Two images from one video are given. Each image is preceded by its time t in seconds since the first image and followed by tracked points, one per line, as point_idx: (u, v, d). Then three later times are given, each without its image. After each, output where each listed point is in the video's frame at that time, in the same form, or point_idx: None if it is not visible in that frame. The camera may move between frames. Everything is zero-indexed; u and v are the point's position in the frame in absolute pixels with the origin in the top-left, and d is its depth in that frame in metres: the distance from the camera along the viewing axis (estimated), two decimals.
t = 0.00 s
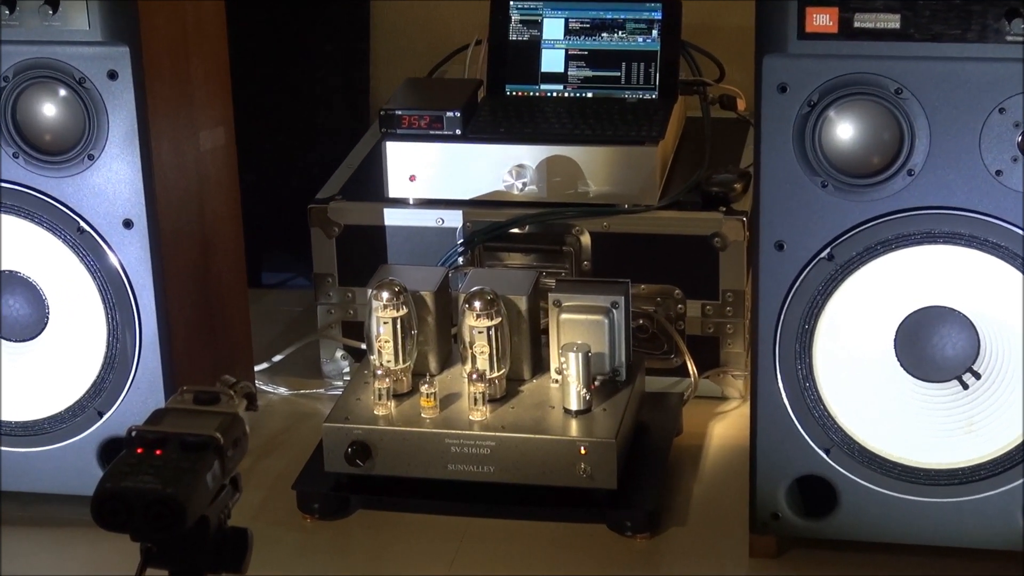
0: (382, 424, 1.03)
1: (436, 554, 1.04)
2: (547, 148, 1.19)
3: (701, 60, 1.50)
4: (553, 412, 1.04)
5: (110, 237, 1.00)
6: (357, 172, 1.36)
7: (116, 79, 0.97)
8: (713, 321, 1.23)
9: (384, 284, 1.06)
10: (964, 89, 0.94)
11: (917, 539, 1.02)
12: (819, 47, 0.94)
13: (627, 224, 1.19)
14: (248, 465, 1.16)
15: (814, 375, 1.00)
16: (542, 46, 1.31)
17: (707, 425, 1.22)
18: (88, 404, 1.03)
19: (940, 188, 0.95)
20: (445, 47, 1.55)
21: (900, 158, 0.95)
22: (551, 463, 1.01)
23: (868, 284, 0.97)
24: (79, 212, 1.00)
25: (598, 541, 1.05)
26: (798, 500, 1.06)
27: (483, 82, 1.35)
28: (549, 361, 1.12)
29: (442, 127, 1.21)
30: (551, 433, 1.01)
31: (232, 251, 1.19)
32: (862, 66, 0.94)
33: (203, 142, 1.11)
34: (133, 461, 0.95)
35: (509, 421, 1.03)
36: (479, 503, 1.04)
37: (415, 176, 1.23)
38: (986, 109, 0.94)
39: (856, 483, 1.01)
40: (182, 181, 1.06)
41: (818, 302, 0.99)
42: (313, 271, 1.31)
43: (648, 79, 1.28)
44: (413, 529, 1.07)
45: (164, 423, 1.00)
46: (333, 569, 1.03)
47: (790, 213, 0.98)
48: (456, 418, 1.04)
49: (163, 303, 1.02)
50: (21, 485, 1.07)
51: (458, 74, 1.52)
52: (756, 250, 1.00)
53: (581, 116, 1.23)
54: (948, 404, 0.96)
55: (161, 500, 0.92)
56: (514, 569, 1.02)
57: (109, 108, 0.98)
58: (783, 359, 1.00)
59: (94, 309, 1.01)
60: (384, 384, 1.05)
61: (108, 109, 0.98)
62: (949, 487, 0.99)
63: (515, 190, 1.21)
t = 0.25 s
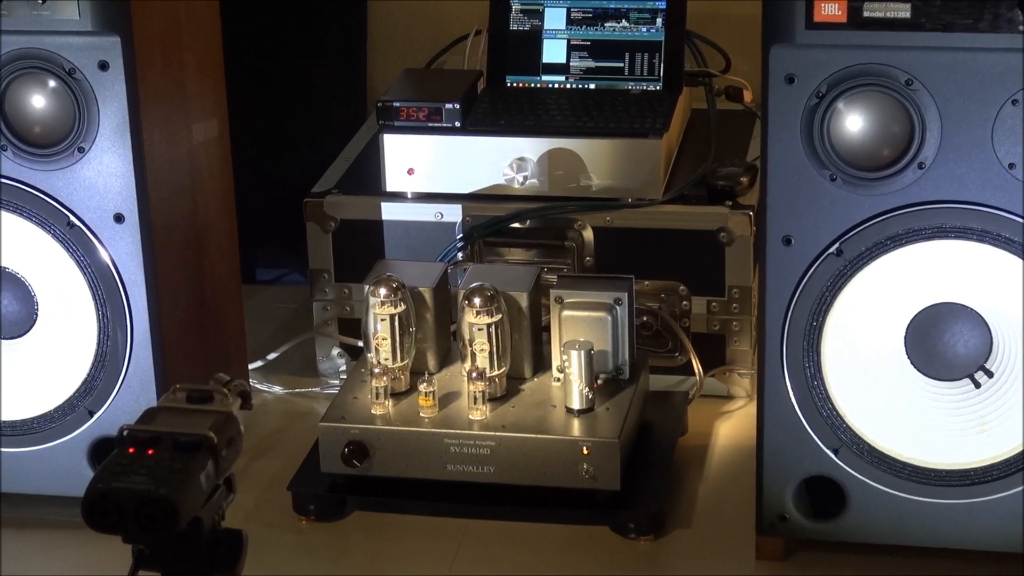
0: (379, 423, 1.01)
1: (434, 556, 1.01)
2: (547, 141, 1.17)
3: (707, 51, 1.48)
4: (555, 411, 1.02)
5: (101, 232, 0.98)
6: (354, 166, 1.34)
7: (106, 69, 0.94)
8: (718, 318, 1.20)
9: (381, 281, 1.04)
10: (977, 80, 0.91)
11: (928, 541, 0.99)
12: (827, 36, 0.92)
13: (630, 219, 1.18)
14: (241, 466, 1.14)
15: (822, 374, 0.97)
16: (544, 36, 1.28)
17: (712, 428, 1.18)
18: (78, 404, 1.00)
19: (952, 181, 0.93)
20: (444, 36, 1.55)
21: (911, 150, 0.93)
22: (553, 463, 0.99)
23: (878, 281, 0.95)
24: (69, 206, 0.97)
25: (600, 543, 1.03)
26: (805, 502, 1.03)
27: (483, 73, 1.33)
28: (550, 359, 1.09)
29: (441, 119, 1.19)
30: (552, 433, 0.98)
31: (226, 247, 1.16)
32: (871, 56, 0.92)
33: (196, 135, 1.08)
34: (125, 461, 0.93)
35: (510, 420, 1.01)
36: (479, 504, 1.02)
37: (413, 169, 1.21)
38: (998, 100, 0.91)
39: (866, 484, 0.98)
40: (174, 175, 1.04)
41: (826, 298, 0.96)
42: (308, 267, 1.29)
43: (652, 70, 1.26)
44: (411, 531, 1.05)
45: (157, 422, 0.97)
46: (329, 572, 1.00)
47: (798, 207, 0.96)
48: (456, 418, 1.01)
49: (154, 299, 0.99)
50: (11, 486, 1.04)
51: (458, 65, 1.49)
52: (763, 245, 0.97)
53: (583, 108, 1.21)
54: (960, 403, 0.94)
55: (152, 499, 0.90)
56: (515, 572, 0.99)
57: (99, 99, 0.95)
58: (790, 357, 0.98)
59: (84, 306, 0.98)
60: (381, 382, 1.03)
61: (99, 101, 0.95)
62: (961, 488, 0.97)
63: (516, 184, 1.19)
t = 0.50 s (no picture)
0: (378, 421, 0.99)
1: (433, 557, 0.99)
2: (548, 132, 1.15)
3: (716, 41, 1.46)
4: (557, 408, 0.99)
5: (92, 225, 0.95)
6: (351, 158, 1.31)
7: (98, 59, 0.92)
8: (725, 314, 1.18)
9: (379, 275, 1.01)
10: (990, 70, 0.88)
11: (939, 543, 0.97)
12: (837, 25, 0.89)
13: (634, 212, 1.15)
14: (236, 465, 1.11)
15: (831, 371, 0.95)
16: (546, 26, 1.26)
17: (718, 427, 1.16)
18: (68, 401, 0.98)
19: (964, 174, 0.90)
20: (444, 27, 1.53)
21: (922, 142, 0.90)
22: (555, 462, 0.96)
23: (888, 276, 0.92)
24: (59, 198, 0.95)
25: (603, 544, 1.00)
26: (813, 502, 1.01)
27: (484, 63, 1.31)
28: (552, 355, 1.07)
29: (440, 110, 1.17)
30: (554, 432, 0.96)
31: (221, 241, 1.13)
32: (882, 46, 0.89)
33: (189, 125, 1.06)
34: (117, 459, 0.91)
35: (511, 419, 0.98)
36: (480, 504, 0.99)
37: (412, 161, 1.18)
38: (1013, 91, 0.88)
39: (876, 484, 0.96)
40: (167, 168, 1.01)
41: (835, 294, 0.94)
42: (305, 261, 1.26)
43: (657, 60, 1.23)
44: (410, 532, 1.02)
45: (148, 419, 0.95)
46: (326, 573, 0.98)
47: (807, 200, 0.93)
48: (456, 415, 0.99)
49: (147, 294, 0.97)
50: None
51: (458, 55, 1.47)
52: (770, 239, 0.95)
53: (587, 98, 1.19)
54: (973, 402, 0.92)
55: (145, 498, 0.87)
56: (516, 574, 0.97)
57: (90, 90, 0.93)
58: (798, 355, 0.95)
59: (75, 301, 0.96)
60: (379, 379, 1.00)
61: (90, 91, 0.93)
62: (973, 489, 0.94)
63: (517, 176, 1.17)
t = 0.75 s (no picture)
0: (375, 420, 0.96)
1: (432, 558, 0.97)
2: (552, 123, 1.12)
3: (722, 31, 1.43)
4: (560, 406, 0.97)
5: (83, 218, 0.93)
6: (348, 149, 1.29)
7: (89, 48, 0.89)
8: (732, 310, 1.17)
9: (376, 270, 0.99)
10: (1004, 59, 0.86)
11: (951, 543, 0.94)
12: (846, 13, 0.87)
13: (638, 205, 1.14)
14: (230, 464, 1.09)
15: (841, 368, 0.92)
16: (548, 15, 1.24)
17: (723, 425, 1.14)
18: (58, 398, 0.96)
19: (977, 166, 0.88)
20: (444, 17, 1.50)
21: (934, 133, 0.88)
22: (557, 461, 0.94)
23: (899, 270, 0.90)
24: (49, 190, 0.93)
25: (607, 545, 0.98)
26: (822, 501, 0.98)
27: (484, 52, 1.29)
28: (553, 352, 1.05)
29: (439, 100, 1.15)
30: (557, 430, 0.94)
31: (216, 236, 1.11)
32: (892, 34, 0.86)
33: (183, 116, 1.04)
34: (108, 457, 0.88)
35: (512, 417, 0.96)
36: (480, 504, 0.97)
37: (411, 153, 1.16)
38: None
39: (886, 484, 0.94)
40: (159, 160, 0.99)
41: (845, 289, 0.91)
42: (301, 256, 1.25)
43: (662, 50, 1.21)
44: (409, 532, 1.00)
45: (140, 416, 0.93)
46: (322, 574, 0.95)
47: (816, 192, 0.91)
48: (455, 413, 0.97)
49: (139, 289, 0.94)
50: None
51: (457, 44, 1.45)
52: (778, 232, 0.92)
53: (590, 88, 1.17)
54: (986, 400, 0.89)
55: (136, 498, 0.85)
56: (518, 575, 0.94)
57: (81, 79, 0.90)
58: (806, 351, 0.93)
59: (66, 296, 0.93)
60: (377, 376, 0.98)
61: (81, 81, 0.90)
62: (986, 489, 0.92)
63: (518, 168, 1.15)
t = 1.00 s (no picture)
0: (373, 417, 0.94)
1: (431, 559, 0.95)
2: (554, 113, 1.11)
3: (729, 20, 1.41)
4: (562, 404, 0.95)
5: (74, 211, 0.91)
6: (345, 141, 1.27)
7: (80, 36, 0.87)
8: (739, 306, 1.14)
9: (375, 263, 0.97)
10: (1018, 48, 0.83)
11: (965, 546, 0.92)
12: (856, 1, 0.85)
13: (641, 198, 1.12)
14: (224, 462, 1.07)
15: (850, 365, 0.90)
16: (552, 4, 1.21)
17: (730, 423, 1.12)
18: (48, 395, 0.94)
19: (991, 159, 0.85)
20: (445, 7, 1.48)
21: (947, 125, 0.85)
22: (560, 460, 0.92)
23: (911, 265, 0.87)
24: (39, 182, 0.91)
25: (610, 546, 0.96)
26: (832, 502, 0.96)
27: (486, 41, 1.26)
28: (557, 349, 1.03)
29: (440, 90, 1.13)
30: (560, 428, 0.91)
31: (211, 230, 1.09)
32: (904, 22, 0.84)
33: (176, 107, 1.01)
34: (100, 455, 0.86)
35: (514, 414, 0.94)
36: (481, 504, 0.95)
37: (410, 144, 1.14)
38: None
39: (898, 484, 0.91)
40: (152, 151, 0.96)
41: (854, 284, 0.89)
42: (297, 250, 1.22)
43: (668, 38, 1.19)
44: (408, 533, 0.98)
45: (133, 413, 0.90)
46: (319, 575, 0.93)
47: (825, 185, 0.88)
48: (456, 410, 0.95)
49: (132, 284, 0.92)
50: None
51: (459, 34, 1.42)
52: (786, 226, 0.90)
53: (594, 78, 1.14)
54: (1000, 399, 0.87)
55: (127, 498, 0.83)
56: None
57: (72, 68, 0.88)
58: (815, 348, 0.90)
59: (57, 290, 0.91)
60: (375, 373, 0.95)
61: (72, 69, 0.88)
62: (1001, 490, 0.89)
63: (520, 160, 1.13)
